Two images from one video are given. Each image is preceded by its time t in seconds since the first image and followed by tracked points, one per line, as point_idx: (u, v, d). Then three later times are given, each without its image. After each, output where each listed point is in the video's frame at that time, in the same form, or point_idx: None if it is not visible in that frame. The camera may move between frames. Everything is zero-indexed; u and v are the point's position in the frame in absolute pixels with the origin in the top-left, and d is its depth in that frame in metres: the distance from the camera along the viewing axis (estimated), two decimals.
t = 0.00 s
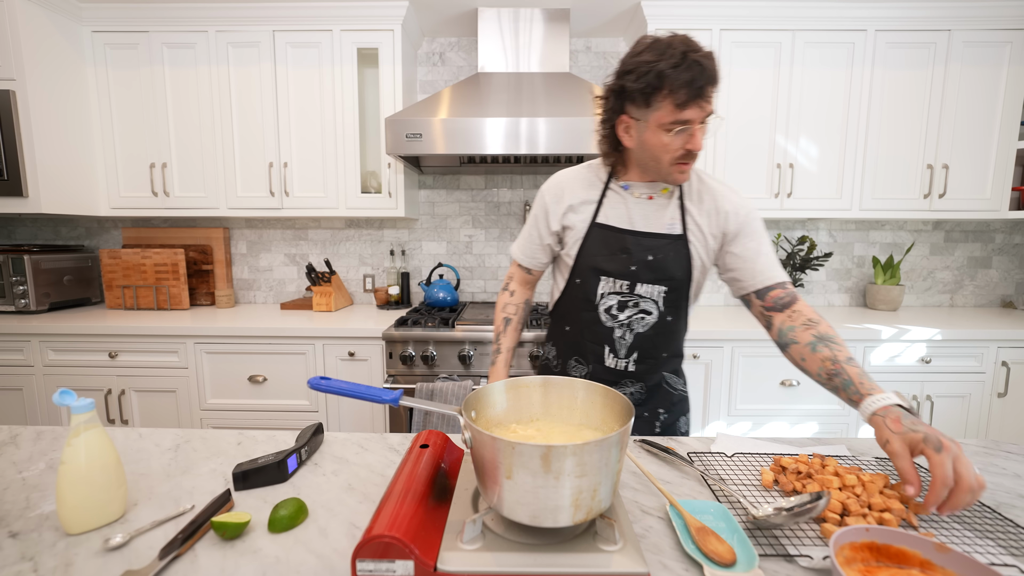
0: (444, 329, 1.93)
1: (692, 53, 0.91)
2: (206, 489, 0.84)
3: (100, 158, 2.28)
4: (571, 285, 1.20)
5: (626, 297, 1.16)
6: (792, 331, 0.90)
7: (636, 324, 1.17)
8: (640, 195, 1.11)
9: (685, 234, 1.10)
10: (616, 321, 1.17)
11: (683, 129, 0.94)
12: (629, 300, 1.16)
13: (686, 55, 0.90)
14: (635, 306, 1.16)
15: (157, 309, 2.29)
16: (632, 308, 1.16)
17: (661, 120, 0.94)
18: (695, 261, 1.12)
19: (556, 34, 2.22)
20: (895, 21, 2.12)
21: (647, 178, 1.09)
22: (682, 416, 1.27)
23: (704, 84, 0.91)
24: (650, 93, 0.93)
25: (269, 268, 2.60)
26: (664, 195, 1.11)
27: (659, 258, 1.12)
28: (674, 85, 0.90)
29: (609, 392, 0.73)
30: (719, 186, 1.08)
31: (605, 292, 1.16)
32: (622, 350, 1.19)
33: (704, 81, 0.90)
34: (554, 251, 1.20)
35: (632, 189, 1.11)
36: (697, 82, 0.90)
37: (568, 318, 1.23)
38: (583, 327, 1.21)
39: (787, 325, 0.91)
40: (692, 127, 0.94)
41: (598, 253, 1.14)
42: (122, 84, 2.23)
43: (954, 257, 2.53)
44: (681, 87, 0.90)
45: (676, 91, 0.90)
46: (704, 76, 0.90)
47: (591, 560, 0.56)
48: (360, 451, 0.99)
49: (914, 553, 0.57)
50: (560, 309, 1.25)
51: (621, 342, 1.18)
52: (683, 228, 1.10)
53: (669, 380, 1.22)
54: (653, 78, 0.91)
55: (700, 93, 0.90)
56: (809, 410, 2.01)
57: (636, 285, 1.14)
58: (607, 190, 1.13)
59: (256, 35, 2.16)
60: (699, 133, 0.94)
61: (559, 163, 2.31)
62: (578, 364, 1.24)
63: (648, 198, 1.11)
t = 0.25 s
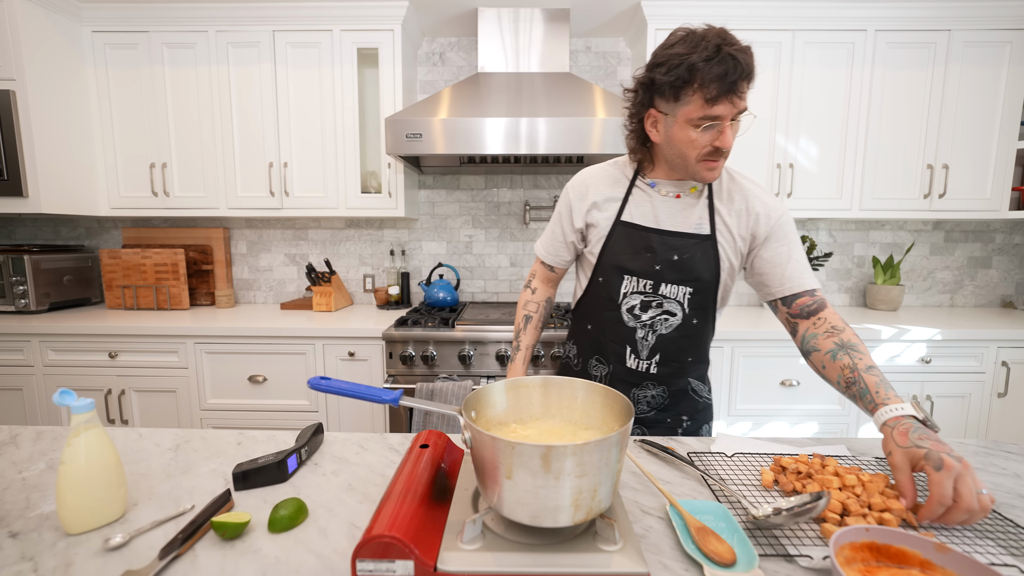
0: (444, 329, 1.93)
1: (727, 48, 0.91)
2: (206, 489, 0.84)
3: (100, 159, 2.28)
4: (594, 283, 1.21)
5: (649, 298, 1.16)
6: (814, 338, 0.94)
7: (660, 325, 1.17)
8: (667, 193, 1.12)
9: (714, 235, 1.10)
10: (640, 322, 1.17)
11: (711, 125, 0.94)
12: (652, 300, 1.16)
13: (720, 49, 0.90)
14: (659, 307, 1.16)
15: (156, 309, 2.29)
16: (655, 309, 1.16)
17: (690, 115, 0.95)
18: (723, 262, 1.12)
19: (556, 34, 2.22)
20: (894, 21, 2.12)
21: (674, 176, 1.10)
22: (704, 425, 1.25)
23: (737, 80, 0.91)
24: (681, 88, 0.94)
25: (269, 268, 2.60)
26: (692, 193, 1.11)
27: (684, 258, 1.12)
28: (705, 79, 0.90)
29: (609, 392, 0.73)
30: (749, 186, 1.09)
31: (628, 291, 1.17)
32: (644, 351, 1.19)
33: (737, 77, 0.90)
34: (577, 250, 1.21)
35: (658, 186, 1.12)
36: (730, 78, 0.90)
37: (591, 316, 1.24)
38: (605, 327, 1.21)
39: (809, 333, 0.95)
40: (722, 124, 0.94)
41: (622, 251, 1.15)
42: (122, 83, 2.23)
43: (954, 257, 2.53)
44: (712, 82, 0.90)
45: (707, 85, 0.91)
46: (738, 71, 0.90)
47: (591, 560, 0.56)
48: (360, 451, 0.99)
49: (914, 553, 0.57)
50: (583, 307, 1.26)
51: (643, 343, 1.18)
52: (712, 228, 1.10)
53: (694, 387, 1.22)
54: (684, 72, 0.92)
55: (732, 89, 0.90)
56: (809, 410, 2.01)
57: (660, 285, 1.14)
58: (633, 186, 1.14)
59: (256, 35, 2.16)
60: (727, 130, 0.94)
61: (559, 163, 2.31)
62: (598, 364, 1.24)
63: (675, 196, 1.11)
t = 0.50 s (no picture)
0: (444, 329, 1.93)
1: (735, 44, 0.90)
2: (206, 489, 0.85)
3: (100, 159, 2.28)
4: (602, 283, 1.20)
5: (659, 297, 1.15)
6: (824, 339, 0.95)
7: (669, 326, 1.16)
8: (676, 192, 1.12)
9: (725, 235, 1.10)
10: (649, 321, 1.17)
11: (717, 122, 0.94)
12: (661, 300, 1.15)
13: (726, 45, 0.90)
14: (668, 307, 1.15)
15: (156, 309, 2.29)
16: (664, 309, 1.16)
17: (696, 112, 0.95)
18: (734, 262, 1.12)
19: (556, 34, 2.22)
20: (894, 21, 2.12)
21: (682, 175, 1.09)
22: (713, 428, 1.24)
23: (744, 77, 0.90)
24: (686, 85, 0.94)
25: (269, 268, 2.59)
26: (702, 193, 1.11)
27: (695, 258, 1.11)
28: (711, 75, 0.90)
29: (609, 392, 0.73)
30: (760, 186, 1.08)
31: (637, 290, 1.16)
32: (653, 352, 1.18)
33: (744, 74, 0.90)
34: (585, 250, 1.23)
35: (667, 185, 1.12)
36: (737, 74, 0.89)
37: (599, 316, 1.23)
38: (614, 326, 1.20)
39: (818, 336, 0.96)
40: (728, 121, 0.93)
41: (631, 250, 1.15)
42: (122, 84, 2.23)
43: (954, 257, 2.53)
44: (719, 79, 0.90)
45: (713, 82, 0.91)
46: (745, 67, 0.90)
47: (591, 560, 0.56)
48: (360, 451, 0.99)
49: (914, 553, 0.57)
50: (592, 307, 1.25)
51: (651, 343, 1.18)
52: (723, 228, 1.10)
53: (704, 389, 1.20)
54: (689, 69, 0.93)
55: (738, 86, 0.90)
56: (809, 410, 2.01)
57: (670, 284, 1.14)
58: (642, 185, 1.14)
59: (256, 35, 2.16)
60: (733, 127, 0.93)
61: (559, 163, 2.31)
62: (607, 364, 1.23)
63: (684, 195, 1.11)
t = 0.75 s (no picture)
0: (444, 329, 1.93)
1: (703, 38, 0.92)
2: (206, 489, 0.85)
3: (100, 159, 2.28)
4: (597, 284, 1.20)
5: (655, 297, 1.16)
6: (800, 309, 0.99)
7: (666, 324, 1.17)
8: (666, 191, 1.12)
9: (715, 231, 1.10)
10: (645, 320, 1.17)
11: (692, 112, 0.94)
12: (657, 299, 1.16)
13: (694, 38, 0.92)
14: (664, 305, 1.16)
15: (156, 309, 2.29)
16: (661, 307, 1.16)
17: (669, 104, 0.95)
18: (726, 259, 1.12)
19: (556, 34, 2.22)
20: (894, 21, 2.12)
21: (669, 174, 1.09)
22: (710, 424, 1.24)
23: (713, 66, 0.91)
24: (658, 80, 0.96)
25: (269, 268, 2.59)
26: (690, 191, 1.11)
27: (689, 256, 1.12)
28: (680, 67, 0.92)
29: (609, 392, 0.73)
30: (745, 180, 1.10)
31: (634, 290, 1.16)
32: (650, 350, 1.19)
33: (713, 63, 0.91)
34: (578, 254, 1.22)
35: (656, 184, 1.12)
36: (705, 64, 0.91)
37: (594, 317, 1.23)
38: (610, 327, 1.20)
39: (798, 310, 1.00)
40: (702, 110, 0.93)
41: (625, 250, 1.15)
42: (122, 84, 2.23)
43: (954, 257, 2.53)
44: (688, 69, 0.91)
45: (683, 73, 0.92)
46: (712, 57, 0.91)
47: (592, 560, 0.56)
48: (360, 451, 0.99)
49: (914, 553, 0.57)
50: (586, 309, 1.25)
51: (648, 342, 1.18)
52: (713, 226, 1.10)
53: (700, 386, 1.21)
54: (659, 66, 0.95)
55: (708, 75, 0.91)
56: (809, 410, 2.01)
57: (665, 283, 1.14)
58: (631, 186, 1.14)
59: (256, 35, 2.16)
60: (707, 116, 0.93)
61: (559, 163, 2.31)
62: (603, 365, 1.23)
63: (673, 194, 1.11)
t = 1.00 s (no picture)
0: (444, 329, 1.93)
1: (637, 43, 0.95)
2: (206, 489, 0.85)
3: (100, 159, 2.28)
4: (561, 284, 1.20)
5: (616, 291, 1.15)
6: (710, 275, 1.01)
7: (629, 317, 1.16)
8: (619, 191, 1.13)
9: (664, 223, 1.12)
10: (609, 315, 1.16)
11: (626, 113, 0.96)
12: (618, 293, 1.15)
13: (627, 44, 0.95)
14: (626, 299, 1.15)
15: (156, 309, 2.29)
16: (622, 302, 1.16)
17: (607, 107, 0.98)
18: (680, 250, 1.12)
19: (556, 34, 2.21)
20: (894, 21, 2.12)
21: (620, 174, 1.11)
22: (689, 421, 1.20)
23: (645, 69, 0.93)
24: (597, 85, 0.99)
25: (269, 268, 2.59)
26: (643, 188, 1.13)
27: (645, 248, 1.12)
28: (613, 72, 0.95)
29: (609, 392, 0.73)
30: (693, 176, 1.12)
31: (595, 287, 1.16)
32: (616, 345, 1.17)
33: (645, 66, 0.93)
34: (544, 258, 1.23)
35: (610, 185, 1.14)
36: (635, 67, 0.93)
37: (560, 318, 1.22)
38: (576, 325, 1.20)
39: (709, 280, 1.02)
40: (636, 111, 0.95)
41: (585, 248, 1.15)
42: (122, 84, 2.23)
43: (954, 257, 2.54)
44: (619, 73, 0.94)
45: (614, 77, 0.94)
46: (642, 61, 0.93)
47: (592, 560, 0.56)
48: (360, 451, 0.99)
49: (914, 553, 0.57)
50: (551, 311, 1.24)
51: (613, 336, 1.17)
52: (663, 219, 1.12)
53: (673, 379, 1.18)
54: (598, 71, 0.98)
55: (639, 77, 0.93)
56: (809, 410, 2.01)
57: (625, 277, 1.14)
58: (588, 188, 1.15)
59: (256, 35, 2.16)
60: (639, 117, 0.94)
61: (559, 163, 2.31)
62: (573, 366, 1.22)
63: (626, 194, 1.13)
